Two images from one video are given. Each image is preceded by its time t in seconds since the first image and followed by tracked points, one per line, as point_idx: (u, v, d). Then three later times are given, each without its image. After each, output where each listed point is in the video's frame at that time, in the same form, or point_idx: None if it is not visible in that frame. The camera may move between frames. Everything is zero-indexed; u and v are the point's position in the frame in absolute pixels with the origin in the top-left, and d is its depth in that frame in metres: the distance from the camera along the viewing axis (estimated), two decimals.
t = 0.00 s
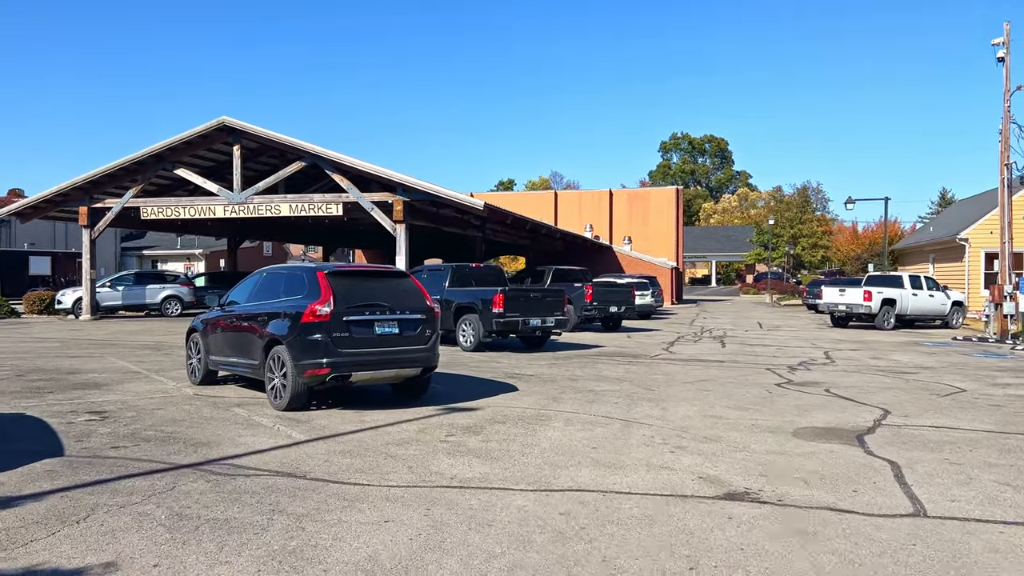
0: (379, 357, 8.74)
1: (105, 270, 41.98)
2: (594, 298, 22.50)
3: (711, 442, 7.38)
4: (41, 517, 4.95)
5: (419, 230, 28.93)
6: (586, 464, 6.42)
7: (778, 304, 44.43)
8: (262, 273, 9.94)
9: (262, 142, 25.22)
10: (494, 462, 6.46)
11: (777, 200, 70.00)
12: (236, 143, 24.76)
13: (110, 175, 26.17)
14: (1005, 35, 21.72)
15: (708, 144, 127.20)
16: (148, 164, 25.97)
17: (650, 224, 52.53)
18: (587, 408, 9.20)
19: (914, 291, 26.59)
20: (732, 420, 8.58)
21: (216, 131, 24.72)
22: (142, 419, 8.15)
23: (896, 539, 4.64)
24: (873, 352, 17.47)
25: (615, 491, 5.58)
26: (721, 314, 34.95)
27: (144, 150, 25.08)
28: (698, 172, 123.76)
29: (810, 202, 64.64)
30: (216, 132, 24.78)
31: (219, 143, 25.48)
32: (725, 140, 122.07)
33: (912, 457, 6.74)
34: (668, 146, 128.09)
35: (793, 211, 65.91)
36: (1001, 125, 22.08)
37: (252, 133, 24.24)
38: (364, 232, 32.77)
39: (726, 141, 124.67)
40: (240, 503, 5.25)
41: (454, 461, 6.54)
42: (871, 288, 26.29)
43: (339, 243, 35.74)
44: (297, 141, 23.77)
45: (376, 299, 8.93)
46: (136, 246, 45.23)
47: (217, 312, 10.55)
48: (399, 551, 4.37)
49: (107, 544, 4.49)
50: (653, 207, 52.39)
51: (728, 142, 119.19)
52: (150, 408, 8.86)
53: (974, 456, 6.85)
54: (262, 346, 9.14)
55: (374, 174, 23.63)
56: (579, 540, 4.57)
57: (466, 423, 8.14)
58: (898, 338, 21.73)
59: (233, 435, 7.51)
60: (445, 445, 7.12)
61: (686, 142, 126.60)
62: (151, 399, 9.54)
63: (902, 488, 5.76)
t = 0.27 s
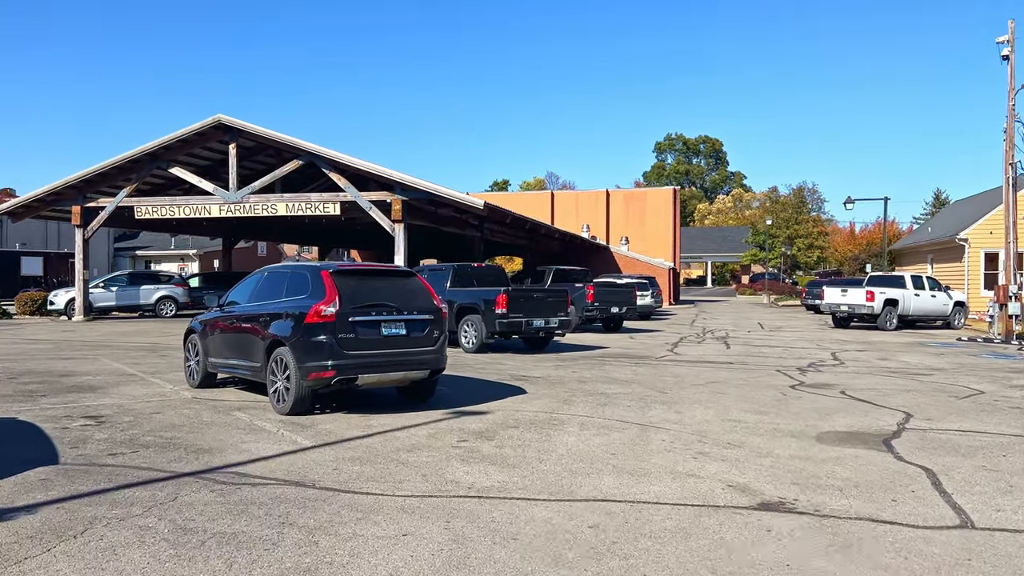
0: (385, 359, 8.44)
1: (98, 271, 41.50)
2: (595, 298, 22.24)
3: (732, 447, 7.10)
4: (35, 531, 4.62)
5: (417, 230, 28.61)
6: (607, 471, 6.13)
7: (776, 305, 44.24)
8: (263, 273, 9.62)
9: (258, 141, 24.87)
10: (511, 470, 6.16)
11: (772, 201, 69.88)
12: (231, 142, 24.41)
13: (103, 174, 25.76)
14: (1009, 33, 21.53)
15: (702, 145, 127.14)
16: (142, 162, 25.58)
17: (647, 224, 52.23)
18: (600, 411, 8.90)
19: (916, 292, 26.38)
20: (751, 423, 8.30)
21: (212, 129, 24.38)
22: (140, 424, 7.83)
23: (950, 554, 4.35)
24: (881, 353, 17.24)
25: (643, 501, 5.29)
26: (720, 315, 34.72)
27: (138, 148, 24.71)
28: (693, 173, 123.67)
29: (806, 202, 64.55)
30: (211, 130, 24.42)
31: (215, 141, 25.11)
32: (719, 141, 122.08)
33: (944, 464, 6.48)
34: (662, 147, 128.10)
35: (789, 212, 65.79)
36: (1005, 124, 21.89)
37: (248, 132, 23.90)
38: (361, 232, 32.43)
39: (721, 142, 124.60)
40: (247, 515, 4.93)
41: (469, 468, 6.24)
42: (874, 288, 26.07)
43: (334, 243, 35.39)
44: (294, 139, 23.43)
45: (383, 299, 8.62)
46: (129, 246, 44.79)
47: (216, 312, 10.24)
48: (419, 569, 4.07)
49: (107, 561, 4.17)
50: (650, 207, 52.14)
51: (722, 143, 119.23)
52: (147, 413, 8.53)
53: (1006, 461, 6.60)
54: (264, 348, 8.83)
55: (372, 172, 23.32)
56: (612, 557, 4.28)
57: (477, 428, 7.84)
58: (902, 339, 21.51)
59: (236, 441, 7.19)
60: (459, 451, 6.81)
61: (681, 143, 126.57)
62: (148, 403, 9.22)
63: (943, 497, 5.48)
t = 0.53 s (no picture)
0: (389, 361, 8.21)
1: (92, 272, 41.10)
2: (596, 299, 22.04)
3: (749, 450, 6.89)
4: (28, 542, 4.39)
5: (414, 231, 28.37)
6: (623, 476, 5.92)
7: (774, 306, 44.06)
8: (262, 273, 9.37)
9: (255, 140, 24.61)
10: (523, 476, 5.92)
11: (769, 202, 69.77)
12: (227, 141, 24.14)
13: (97, 174, 25.46)
14: (1012, 31, 21.39)
15: (698, 146, 127.08)
16: (137, 162, 25.29)
17: (644, 224, 51.97)
18: (608, 414, 8.68)
19: (917, 293, 26.23)
20: (765, 427, 8.09)
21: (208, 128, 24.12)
22: (135, 429, 7.58)
23: (993, 565, 4.15)
24: (886, 354, 17.05)
25: (664, 510, 5.06)
26: (720, 316, 34.53)
27: (133, 148, 24.41)
28: (688, 174, 123.59)
29: (803, 203, 64.43)
30: (207, 129, 24.16)
31: (211, 140, 24.84)
32: (715, 142, 122.03)
33: (970, 468, 6.27)
34: (657, 148, 127.98)
35: (785, 213, 65.70)
36: (1008, 124, 21.74)
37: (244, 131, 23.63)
38: (358, 233, 32.17)
39: (716, 143, 124.52)
40: (251, 525, 4.71)
41: (479, 474, 6.01)
42: (875, 288, 25.90)
43: (331, 244, 35.11)
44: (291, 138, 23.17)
45: (386, 299, 8.38)
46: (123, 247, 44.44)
47: (214, 313, 9.99)
48: None
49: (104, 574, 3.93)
50: (648, 208, 51.95)
51: (718, 144, 119.16)
52: (143, 416, 8.28)
53: None
54: (264, 349, 8.58)
55: (370, 172, 23.07)
56: (638, 569, 4.06)
57: (485, 432, 7.61)
58: (904, 339, 21.35)
59: (235, 446, 6.95)
60: (468, 456, 6.58)
61: (676, 144, 126.44)
62: (143, 407, 8.97)
63: (974, 505, 5.27)
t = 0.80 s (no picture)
0: (393, 362, 7.91)
1: (86, 272, 40.68)
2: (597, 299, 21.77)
3: (770, 455, 6.60)
4: (12, 556, 4.09)
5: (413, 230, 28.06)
6: (642, 483, 5.64)
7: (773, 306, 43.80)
8: (261, 271, 9.08)
9: (251, 138, 24.29)
10: (537, 483, 5.62)
11: (767, 202, 69.57)
12: (223, 139, 23.81)
13: (91, 172, 25.11)
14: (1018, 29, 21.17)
15: (695, 146, 126.87)
16: (132, 160, 24.94)
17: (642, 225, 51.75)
18: (620, 417, 8.39)
19: (921, 293, 25.98)
20: (783, 430, 7.81)
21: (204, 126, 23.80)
22: (129, 433, 7.27)
23: None
24: (894, 355, 16.78)
25: (690, 520, 4.77)
26: (720, 317, 34.26)
27: (128, 145, 24.06)
28: (685, 174, 123.41)
29: (801, 203, 64.27)
30: (203, 127, 23.83)
31: (207, 138, 24.51)
32: (712, 143, 121.91)
33: (1003, 474, 5.99)
34: (654, 148, 127.80)
35: (783, 213, 65.56)
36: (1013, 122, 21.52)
37: (240, 128, 23.30)
38: (355, 232, 31.85)
39: (713, 144, 124.38)
40: (252, 538, 4.41)
41: (491, 481, 5.72)
42: (878, 288, 25.65)
43: (328, 244, 34.78)
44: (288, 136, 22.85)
45: (390, 298, 8.09)
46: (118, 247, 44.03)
47: (210, 313, 9.69)
48: None
49: None
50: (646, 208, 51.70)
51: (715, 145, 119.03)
52: (138, 420, 7.97)
53: None
54: (263, 349, 8.29)
55: (368, 170, 22.76)
56: None
57: (493, 436, 7.32)
58: (909, 340, 21.10)
59: (233, 451, 6.65)
60: (477, 462, 6.28)
61: (673, 145, 126.25)
62: (137, 409, 8.66)
63: (1015, 513, 4.99)
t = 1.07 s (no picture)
0: (402, 368, 7.59)
1: (83, 273, 40.30)
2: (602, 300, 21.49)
3: (801, 466, 6.29)
4: None
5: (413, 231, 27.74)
6: (671, 498, 5.33)
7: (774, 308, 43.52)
8: (263, 273, 8.76)
9: (250, 137, 23.96)
10: (560, 498, 5.30)
11: (766, 203, 69.36)
12: (222, 138, 23.48)
13: (88, 172, 24.76)
14: None
15: (693, 147, 126.63)
16: (129, 160, 24.59)
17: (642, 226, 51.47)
18: (636, 425, 8.07)
19: (927, 294, 25.71)
20: (809, 438, 7.50)
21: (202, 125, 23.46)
22: (127, 442, 6.94)
23: None
24: (905, 358, 16.49)
25: (727, 540, 4.46)
26: (723, 318, 33.95)
27: (125, 145, 23.71)
28: (684, 175, 123.13)
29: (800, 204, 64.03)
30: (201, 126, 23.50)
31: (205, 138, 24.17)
32: (710, 144, 121.69)
33: None
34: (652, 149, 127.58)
35: (783, 214, 65.35)
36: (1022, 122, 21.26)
37: (239, 127, 22.97)
38: (355, 233, 31.52)
39: (711, 145, 124.20)
40: (261, 561, 4.09)
41: (511, 496, 5.41)
42: (885, 290, 25.37)
43: (327, 245, 34.44)
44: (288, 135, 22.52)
45: (399, 302, 7.77)
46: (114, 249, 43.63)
47: (210, 316, 9.37)
48: None
49: None
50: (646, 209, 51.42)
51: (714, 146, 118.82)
52: (136, 428, 7.64)
53: None
54: (267, 355, 7.97)
55: (369, 170, 22.43)
56: None
57: (507, 445, 7.00)
58: (918, 343, 20.81)
59: (236, 462, 6.32)
60: (494, 474, 5.96)
61: (671, 146, 126.01)
62: (135, 417, 8.33)
63: None
